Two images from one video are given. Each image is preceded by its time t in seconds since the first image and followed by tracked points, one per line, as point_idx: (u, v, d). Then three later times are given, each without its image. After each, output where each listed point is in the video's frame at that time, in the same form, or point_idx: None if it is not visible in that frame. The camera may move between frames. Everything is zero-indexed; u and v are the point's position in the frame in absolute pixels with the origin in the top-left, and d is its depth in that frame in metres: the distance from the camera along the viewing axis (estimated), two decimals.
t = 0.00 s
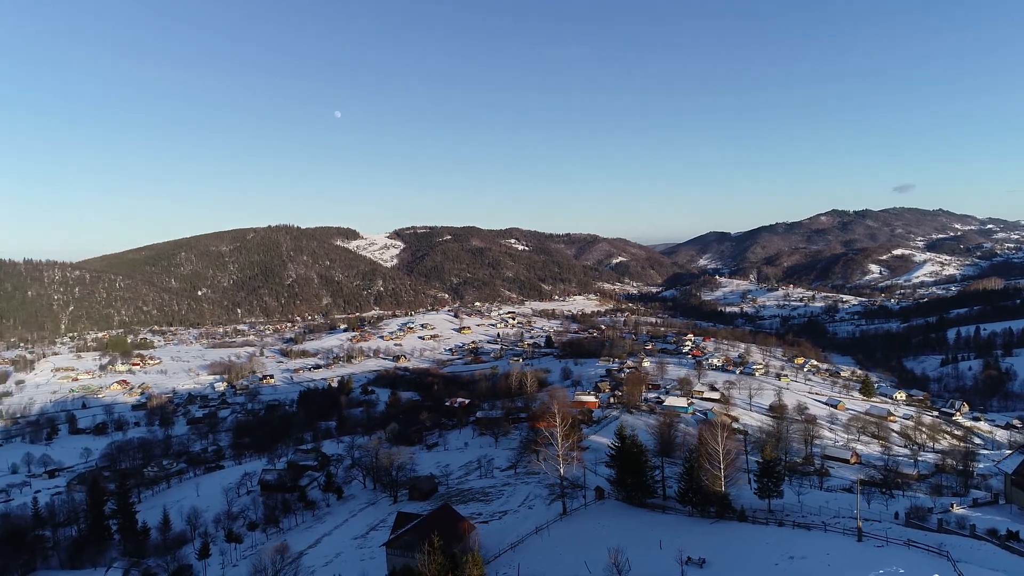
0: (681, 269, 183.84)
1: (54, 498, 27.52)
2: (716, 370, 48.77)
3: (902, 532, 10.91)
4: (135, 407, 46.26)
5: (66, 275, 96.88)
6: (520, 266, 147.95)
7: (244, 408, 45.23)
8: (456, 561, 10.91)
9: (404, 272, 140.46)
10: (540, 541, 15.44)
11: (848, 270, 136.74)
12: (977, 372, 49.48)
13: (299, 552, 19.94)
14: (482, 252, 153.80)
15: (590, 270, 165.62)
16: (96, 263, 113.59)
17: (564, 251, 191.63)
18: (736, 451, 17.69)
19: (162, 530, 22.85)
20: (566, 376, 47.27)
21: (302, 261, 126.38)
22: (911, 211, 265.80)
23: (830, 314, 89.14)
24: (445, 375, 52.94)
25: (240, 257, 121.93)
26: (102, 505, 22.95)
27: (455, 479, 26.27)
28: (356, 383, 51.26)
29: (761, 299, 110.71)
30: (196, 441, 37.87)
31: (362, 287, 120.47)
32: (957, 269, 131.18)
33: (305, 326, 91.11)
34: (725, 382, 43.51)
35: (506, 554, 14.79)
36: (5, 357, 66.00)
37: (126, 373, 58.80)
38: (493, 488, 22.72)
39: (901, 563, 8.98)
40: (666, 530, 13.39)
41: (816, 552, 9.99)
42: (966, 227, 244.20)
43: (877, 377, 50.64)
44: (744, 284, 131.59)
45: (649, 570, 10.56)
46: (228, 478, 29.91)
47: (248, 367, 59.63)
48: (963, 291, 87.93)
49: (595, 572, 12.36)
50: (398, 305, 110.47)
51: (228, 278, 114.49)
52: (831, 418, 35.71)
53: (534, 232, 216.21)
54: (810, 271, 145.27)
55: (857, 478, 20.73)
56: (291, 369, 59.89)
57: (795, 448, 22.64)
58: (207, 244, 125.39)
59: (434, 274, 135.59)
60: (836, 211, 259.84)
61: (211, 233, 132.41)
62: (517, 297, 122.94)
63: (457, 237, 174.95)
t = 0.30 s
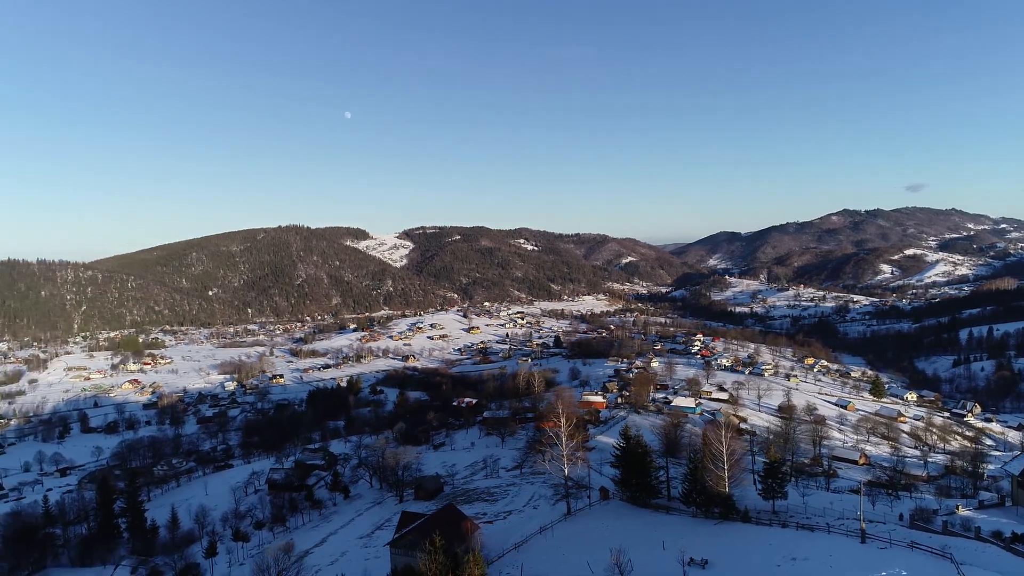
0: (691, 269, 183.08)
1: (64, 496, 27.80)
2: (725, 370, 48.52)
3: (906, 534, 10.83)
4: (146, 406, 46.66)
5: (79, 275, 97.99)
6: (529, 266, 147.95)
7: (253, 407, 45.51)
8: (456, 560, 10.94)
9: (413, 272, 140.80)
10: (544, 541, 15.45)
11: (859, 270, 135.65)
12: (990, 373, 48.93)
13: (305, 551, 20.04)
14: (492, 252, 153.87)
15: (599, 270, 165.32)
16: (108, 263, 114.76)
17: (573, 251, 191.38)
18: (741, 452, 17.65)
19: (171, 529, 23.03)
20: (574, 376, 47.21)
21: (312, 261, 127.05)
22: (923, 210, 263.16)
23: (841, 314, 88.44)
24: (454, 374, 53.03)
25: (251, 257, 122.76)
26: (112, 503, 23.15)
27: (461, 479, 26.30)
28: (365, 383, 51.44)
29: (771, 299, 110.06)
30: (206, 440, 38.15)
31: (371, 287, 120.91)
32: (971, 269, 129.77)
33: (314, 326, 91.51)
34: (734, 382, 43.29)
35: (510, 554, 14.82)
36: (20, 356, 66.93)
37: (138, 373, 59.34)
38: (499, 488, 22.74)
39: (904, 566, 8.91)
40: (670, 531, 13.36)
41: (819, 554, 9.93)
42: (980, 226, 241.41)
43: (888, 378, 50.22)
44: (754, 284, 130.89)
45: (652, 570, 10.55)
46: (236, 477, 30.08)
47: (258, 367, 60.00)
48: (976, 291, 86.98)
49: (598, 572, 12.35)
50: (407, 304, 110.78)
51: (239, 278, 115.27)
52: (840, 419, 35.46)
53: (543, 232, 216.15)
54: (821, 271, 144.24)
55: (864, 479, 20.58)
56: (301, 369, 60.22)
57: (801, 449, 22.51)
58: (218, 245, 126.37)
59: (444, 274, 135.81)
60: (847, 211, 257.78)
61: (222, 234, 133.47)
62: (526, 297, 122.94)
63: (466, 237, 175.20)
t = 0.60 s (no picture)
0: (700, 269, 182.38)
1: (74, 495, 28.06)
2: (733, 370, 48.30)
3: (909, 535, 10.74)
4: (156, 405, 47.02)
5: (90, 275, 98.97)
6: (537, 266, 147.91)
7: (262, 406, 45.78)
8: (457, 561, 10.96)
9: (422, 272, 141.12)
10: (548, 541, 15.46)
11: (870, 269, 134.64)
12: (1002, 373, 48.40)
13: (311, 550, 20.12)
14: (500, 252, 153.90)
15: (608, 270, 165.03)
16: (120, 263, 115.87)
17: (582, 251, 191.15)
18: (745, 452, 17.60)
19: (179, 527, 23.20)
20: (582, 376, 47.16)
21: (321, 261, 127.66)
22: (935, 209, 260.89)
23: (851, 314, 87.82)
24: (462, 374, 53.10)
25: (260, 257, 123.54)
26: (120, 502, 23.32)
27: (466, 479, 26.34)
28: (373, 382, 51.60)
29: (780, 299, 109.44)
30: (215, 439, 38.41)
31: (380, 287, 121.28)
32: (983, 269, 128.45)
33: (323, 326, 91.88)
34: (742, 382, 43.03)
35: (513, 554, 14.84)
36: (33, 355, 67.76)
37: (149, 372, 59.86)
38: (504, 488, 22.76)
39: (907, 568, 8.84)
40: (673, 532, 13.33)
41: (820, 554, 9.90)
42: (993, 226, 238.96)
43: (899, 379, 49.77)
44: (764, 284, 130.25)
45: (652, 570, 10.56)
46: (243, 476, 30.25)
47: (267, 366, 60.35)
48: (988, 291, 86.11)
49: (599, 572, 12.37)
50: (415, 305, 111.05)
51: (248, 278, 116.03)
52: (849, 420, 35.25)
53: (552, 233, 216.10)
54: (831, 271, 143.34)
55: (871, 480, 20.41)
56: (310, 368, 60.50)
57: (808, 450, 22.34)
58: (228, 245, 127.30)
59: (452, 274, 136.03)
60: (858, 211, 255.87)
61: (232, 235, 134.47)
62: (534, 297, 122.95)
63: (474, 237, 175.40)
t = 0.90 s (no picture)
0: (710, 269, 181.43)
1: (84, 493, 28.33)
2: (743, 371, 48.06)
3: (913, 537, 10.69)
4: (167, 404, 47.40)
5: (102, 274, 99.97)
6: (547, 266, 147.82)
7: (272, 406, 46.05)
8: (460, 561, 10.99)
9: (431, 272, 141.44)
10: (552, 541, 15.46)
11: (882, 269, 133.50)
12: (1015, 374, 47.85)
13: (317, 549, 20.22)
14: (510, 252, 153.91)
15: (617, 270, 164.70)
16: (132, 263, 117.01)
17: (592, 251, 190.78)
18: (749, 452, 17.56)
19: (187, 526, 23.35)
20: (590, 376, 47.06)
21: (331, 261, 128.29)
22: (948, 209, 258.25)
23: (863, 315, 87.11)
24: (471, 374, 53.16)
25: (271, 257, 124.31)
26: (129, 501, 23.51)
27: (472, 479, 26.38)
28: (382, 382, 51.80)
29: (791, 299, 108.72)
30: (225, 439, 38.69)
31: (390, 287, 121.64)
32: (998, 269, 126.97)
33: (332, 326, 92.22)
34: (751, 383, 42.79)
35: (517, 554, 14.82)
36: (47, 354, 68.57)
37: (160, 372, 60.31)
38: (509, 488, 22.77)
39: (909, 570, 8.79)
40: (677, 533, 13.29)
41: (824, 557, 9.84)
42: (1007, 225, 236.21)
43: (910, 379, 49.33)
44: (774, 284, 129.49)
45: (655, 571, 10.54)
46: (251, 475, 30.44)
47: (277, 366, 60.69)
48: (1003, 291, 85.14)
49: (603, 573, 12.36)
50: (425, 305, 111.29)
51: (259, 278, 116.75)
52: (858, 421, 34.98)
53: (561, 232, 215.89)
54: (842, 271, 142.28)
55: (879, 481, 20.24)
56: (319, 368, 60.78)
57: (815, 450, 22.18)
58: (239, 245, 128.23)
59: (461, 274, 136.19)
60: (870, 211, 253.73)
61: (243, 235, 135.47)
62: (543, 297, 122.89)
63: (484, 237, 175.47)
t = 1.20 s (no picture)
0: (721, 269, 180.46)
1: (95, 491, 28.67)
2: (753, 371, 47.79)
3: (919, 539, 10.60)
4: (178, 403, 47.82)
5: (116, 274, 101.12)
6: (557, 266, 147.69)
7: (282, 405, 46.34)
8: (462, 561, 11.03)
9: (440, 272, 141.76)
10: (556, 542, 15.48)
11: (895, 269, 132.32)
12: None
13: (323, 548, 20.35)
14: (520, 252, 153.90)
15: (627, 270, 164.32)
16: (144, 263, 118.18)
17: (602, 251, 190.25)
18: (754, 453, 17.50)
19: (196, 524, 23.58)
20: (599, 376, 47.00)
21: (342, 261, 128.93)
22: (963, 208, 255.33)
23: (875, 315, 86.31)
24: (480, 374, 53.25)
25: (282, 258, 125.10)
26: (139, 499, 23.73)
27: (478, 479, 26.39)
28: (392, 382, 52.01)
29: (803, 299, 107.94)
30: (235, 438, 39.00)
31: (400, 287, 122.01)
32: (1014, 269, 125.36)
33: (342, 326, 92.62)
34: (760, 383, 42.51)
35: (522, 553, 14.87)
36: (61, 354, 69.46)
37: (172, 371, 60.87)
38: (515, 488, 22.79)
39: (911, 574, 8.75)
40: (681, 533, 13.29)
41: (828, 559, 9.79)
42: None
43: (922, 380, 48.86)
44: (785, 284, 128.63)
45: (657, 571, 10.56)
46: (260, 474, 30.69)
47: (287, 365, 61.08)
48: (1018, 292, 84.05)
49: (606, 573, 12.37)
50: (434, 305, 111.50)
51: (270, 278, 117.53)
52: (869, 422, 34.68)
53: (571, 232, 215.60)
54: (854, 271, 141.15)
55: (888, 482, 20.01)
56: (329, 368, 61.07)
57: (823, 451, 21.99)
58: (250, 245, 129.21)
59: (470, 274, 136.37)
60: (883, 210, 251.39)
61: (254, 235, 136.50)
62: (553, 297, 122.80)
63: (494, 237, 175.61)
